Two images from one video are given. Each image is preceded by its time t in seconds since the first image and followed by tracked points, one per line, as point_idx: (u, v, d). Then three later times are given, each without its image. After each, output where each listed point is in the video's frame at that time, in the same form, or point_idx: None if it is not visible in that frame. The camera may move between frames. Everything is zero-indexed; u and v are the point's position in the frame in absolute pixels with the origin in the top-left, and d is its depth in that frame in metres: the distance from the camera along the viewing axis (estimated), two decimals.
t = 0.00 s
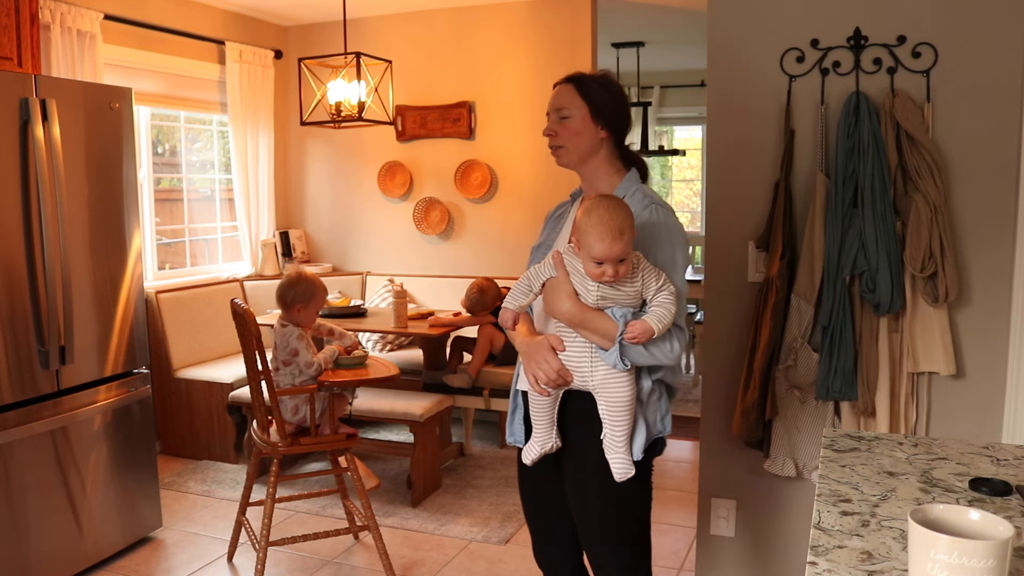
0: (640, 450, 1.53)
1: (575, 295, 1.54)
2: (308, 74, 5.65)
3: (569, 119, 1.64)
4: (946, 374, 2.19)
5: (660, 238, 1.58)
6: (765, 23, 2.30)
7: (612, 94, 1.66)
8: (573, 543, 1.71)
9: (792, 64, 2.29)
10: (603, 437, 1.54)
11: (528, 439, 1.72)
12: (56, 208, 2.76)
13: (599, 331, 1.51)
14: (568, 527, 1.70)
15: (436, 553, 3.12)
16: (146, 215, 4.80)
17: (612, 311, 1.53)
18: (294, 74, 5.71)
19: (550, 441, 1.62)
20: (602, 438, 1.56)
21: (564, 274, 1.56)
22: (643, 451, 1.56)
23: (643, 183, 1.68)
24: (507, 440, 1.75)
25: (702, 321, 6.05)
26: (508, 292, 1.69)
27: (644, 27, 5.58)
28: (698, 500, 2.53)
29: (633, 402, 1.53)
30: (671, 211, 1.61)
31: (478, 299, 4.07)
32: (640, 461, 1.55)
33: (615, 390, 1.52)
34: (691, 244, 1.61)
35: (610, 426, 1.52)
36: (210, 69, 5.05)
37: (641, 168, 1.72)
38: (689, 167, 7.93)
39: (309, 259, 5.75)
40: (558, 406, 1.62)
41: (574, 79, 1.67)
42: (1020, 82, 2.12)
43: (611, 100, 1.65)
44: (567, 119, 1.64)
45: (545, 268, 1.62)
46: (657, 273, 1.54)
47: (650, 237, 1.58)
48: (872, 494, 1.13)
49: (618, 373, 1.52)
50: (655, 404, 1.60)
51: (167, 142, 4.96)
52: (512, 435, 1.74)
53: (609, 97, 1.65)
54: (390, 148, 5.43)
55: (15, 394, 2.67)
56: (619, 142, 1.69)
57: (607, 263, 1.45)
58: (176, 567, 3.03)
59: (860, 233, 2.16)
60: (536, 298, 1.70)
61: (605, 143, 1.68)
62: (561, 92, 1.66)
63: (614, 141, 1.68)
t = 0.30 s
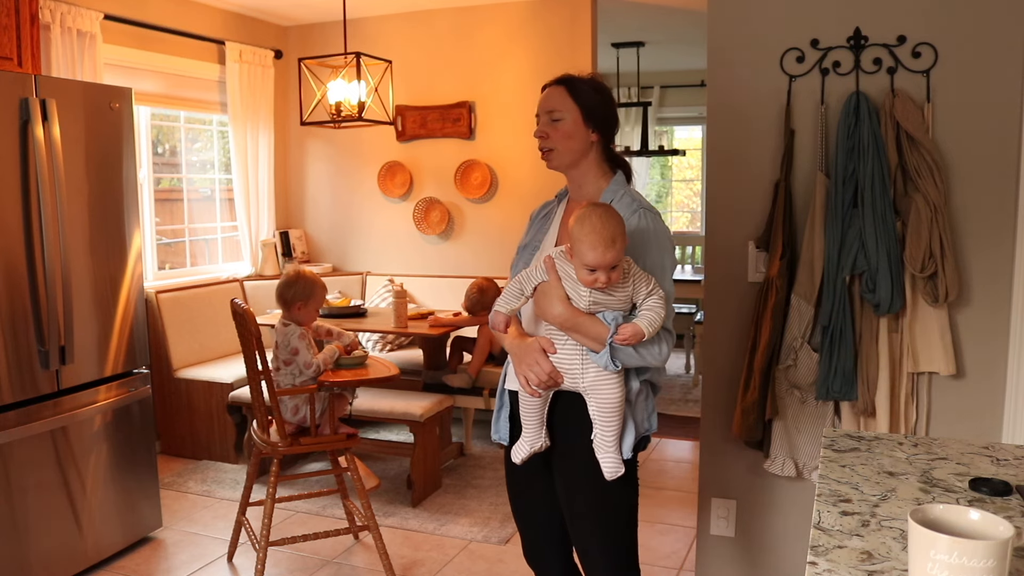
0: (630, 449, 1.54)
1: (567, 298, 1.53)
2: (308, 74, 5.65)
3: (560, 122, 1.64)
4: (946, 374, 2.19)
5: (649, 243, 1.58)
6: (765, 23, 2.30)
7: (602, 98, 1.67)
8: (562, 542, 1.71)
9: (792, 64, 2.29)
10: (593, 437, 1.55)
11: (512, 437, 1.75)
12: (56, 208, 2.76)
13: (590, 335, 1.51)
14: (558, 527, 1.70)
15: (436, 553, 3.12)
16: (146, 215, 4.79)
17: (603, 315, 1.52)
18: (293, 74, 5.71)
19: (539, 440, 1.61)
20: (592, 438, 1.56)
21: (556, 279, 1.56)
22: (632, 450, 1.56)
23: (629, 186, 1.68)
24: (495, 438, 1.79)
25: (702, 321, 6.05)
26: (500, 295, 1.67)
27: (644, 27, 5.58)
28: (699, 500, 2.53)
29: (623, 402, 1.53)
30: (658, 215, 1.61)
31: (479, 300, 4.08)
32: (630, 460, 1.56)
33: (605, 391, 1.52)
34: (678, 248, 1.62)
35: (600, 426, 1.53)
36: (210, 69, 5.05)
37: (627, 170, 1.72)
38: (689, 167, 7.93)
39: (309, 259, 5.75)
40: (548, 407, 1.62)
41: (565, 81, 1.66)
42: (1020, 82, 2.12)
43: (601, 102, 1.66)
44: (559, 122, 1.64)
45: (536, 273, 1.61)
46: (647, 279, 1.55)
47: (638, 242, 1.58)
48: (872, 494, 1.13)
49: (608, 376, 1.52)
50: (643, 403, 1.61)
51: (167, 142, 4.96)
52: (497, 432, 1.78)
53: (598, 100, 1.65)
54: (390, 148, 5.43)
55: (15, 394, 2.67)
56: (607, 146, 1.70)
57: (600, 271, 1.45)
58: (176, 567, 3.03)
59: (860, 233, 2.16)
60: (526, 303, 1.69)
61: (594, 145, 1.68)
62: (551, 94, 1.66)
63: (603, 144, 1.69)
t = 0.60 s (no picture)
0: (629, 449, 1.54)
1: (565, 299, 1.53)
2: (308, 74, 5.65)
3: (556, 121, 1.64)
4: (946, 374, 2.19)
5: (646, 243, 1.58)
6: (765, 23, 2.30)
7: (599, 97, 1.66)
8: (560, 543, 1.72)
9: (792, 64, 2.29)
10: (592, 438, 1.55)
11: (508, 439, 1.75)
12: (56, 208, 2.76)
13: (589, 336, 1.51)
14: (555, 527, 1.70)
15: (436, 553, 3.12)
16: (146, 215, 4.79)
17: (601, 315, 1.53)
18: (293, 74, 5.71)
19: (537, 441, 1.62)
20: (591, 438, 1.56)
21: (555, 280, 1.56)
22: (631, 451, 1.57)
23: (626, 185, 1.68)
24: (490, 439, 1.79)
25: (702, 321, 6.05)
26: (497, 296, 1.67)
27: (644, 27, 5.58)
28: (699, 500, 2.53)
29: (622, 403, 1.53)
30: (655, 216, 1.61)
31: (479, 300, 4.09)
32: (629, 460, 1.56)
33: (604, 391, 1.52)
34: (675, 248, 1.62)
35: (599, 428, 1.53)
36: (210, 69, 5.05)
37: (623, 170, 1.72)
38: (689, 167, 7.93)
39: (309, 259, 5.75)
40: (545, 408, 1.62)
41: (562, 80, 1.66)
42: (1020, 82, 2.12)
43: (599, 101, 1.66)
44: (555, 121, 1.64)
45: (534, 273, 1.61)
46: (646, 279, 1.55)
47: (636, 242, 1.58)
48: (872, 494, 1.13)
49: (606, 377, 1.52)
50: (642, 402, 1.61)
51: (167, 142, 4.96)
52: (494, 433, 1.78)
53: (596, 100, 1.65)
54: (390, 148, 5.43)
55: (15, 395, 2.67)
56: (603, 146, 1.70)
57: (599, 272, 1.45)
58: (176, 567, 3.03)
59: (860, 233, 2.16)
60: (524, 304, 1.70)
61: (590, 145, 1.68)
62: (548, 93, 1.66)
63: (598, 143, 1.69)
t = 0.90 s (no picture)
0: (635, 453, 1.54)
1: (570, 294, 1.53)
2: (308, 74, 5.65)
3: (563, 118, 1.63)
4: (946, 374, 2.19)
5: (654, 238, 1.58)
6: (766, 23, 2.29)
7: (606, 94, 1.66)
8: (565, 544, 1.71)
9: (792, 64, 2.29)
10: (598, 440, 1.54)
11: (516, 444, 1.75)
12: (56, 208, 2.76)
13: (594, 331, 1.51)
14: (560, 529, 1.70)
15: (436, 553, 3.12)
16: (146, 215, 4.79)
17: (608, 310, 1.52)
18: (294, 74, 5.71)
19: (542, 445, 1.62)
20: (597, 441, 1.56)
21: (559, 274, 1.56)
22: (638, 454, 1.56)
23: (635, 183, 1.68)
24: (498, 444, 1.79)
25: (702, 321, 6.05)
26: (503, 294, 1.67)
27: (645, 27, 5.58)
28: (698, 500, 2.53)
29: (629, 404, 1.53)
30: (664, 211, 1.61)
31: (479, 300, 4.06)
32: (636, 464, 1.56)
33: (611, 391, 1.52)
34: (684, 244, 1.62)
35: (606, 430, 1.53)
36: (210, 69, 5.05)
37: (632, 168, 1.72)
38: (689, 167, 7.93)
39: (309, 259, 5.75)
40: (551, 410, 1.62)
41: (569, 77, 1.66)
42: (1020, 82, 2.12)
43: (606, 98, 1.66)
44: (563, 118, 1.63)
45: (539, 268, 1.61)
46: (653, 273, 1.55)
47: (643, 237, 1.58)
48: (872, 494, 1.13)
49: (613, 375, 1.52)
50: (650, 405, 1.61)
51: (167, 142, 4.96)
52: (501, 438, 1.77)
53: (604, 97, 1.65)
54: (390, 148, 5.43)
55: (15, 395, 2.67)
56: (610, 143, 1.70)
57: (603, 263, 1.45)
58: (176, 567, 3.03)
59: (860, 233, 2.15)
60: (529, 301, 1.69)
61: (598, 142, 1.68)
62: (555, 90, 1.65)
63: (606, 140, 1.69)
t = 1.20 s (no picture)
0: (646, 460, 1.52)
1: (579, 293, 1.54)
2: (308, 74, 5.65)
3: (579, 116, 1.64)
4: (946, 374, 2.19)
5: (668, 237, 1.57)
6: (766, 23, 2.30)
7: (624, 92, 1.66)
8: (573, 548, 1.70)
9: (792, 64, 2.29)
10: (608, 445, 1.53)
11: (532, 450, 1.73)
12: (56, 208, 2.76)
13: (604, 332, 1.50)
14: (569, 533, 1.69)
15: (436, 553, 3.12)
16: (145, 215, 4.79)
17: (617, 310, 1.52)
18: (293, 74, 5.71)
19: (552, 450, 1.61)
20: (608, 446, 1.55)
21: (568, 273, 1.57)
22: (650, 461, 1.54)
23: (653, 182, 1.67)
24: (513, 452, 1.77)
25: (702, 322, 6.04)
26: (512, 295, 1.70)
27: (644, 27, 5.58)
28: (699, 501, 2.53)
29: (639, 408, 1.52)
30: (681, 211, 1.60)
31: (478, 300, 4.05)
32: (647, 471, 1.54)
33: (621, 394, 1.52)
34: (700, 243, 1.60)
35: (616, 435, 1.52)
36: (210, 69, 5.05)
37: (651, 168, 1.72)
38: (689, 167, 7.93)
39: (309, 259, 5.75)
40: (561, 414, 1.62)
41: (584, 76, 1.67)
42: (1020, 82, 2.12)
43: (623, 96, 1.65)
44: (578, 116, 1.64)
45: (547, 268, 1.62)
46: (666, 273, 1.53)
47: (657, 236, 1.57)
48: (872, 494, 1.13)
49: (623, 378, 1.51)
50: (664, 411, 1.59)
51: (167, 142, 4.96)
52: (516, 446, 1.75)
53: (621, 95, 1.65)
54: (390, 148, 5.43)
55: (15, 394, 2.67)
56: (629, 140, 1.69)
57: (611, 262, 1.45)
58: (176, 567, 3.03)
59: (860, 233, 2.16)
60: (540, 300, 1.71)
61: (616, 140, 1.67)
62: (571, 89, 1.66)
63: (624, 139, 1.68)
